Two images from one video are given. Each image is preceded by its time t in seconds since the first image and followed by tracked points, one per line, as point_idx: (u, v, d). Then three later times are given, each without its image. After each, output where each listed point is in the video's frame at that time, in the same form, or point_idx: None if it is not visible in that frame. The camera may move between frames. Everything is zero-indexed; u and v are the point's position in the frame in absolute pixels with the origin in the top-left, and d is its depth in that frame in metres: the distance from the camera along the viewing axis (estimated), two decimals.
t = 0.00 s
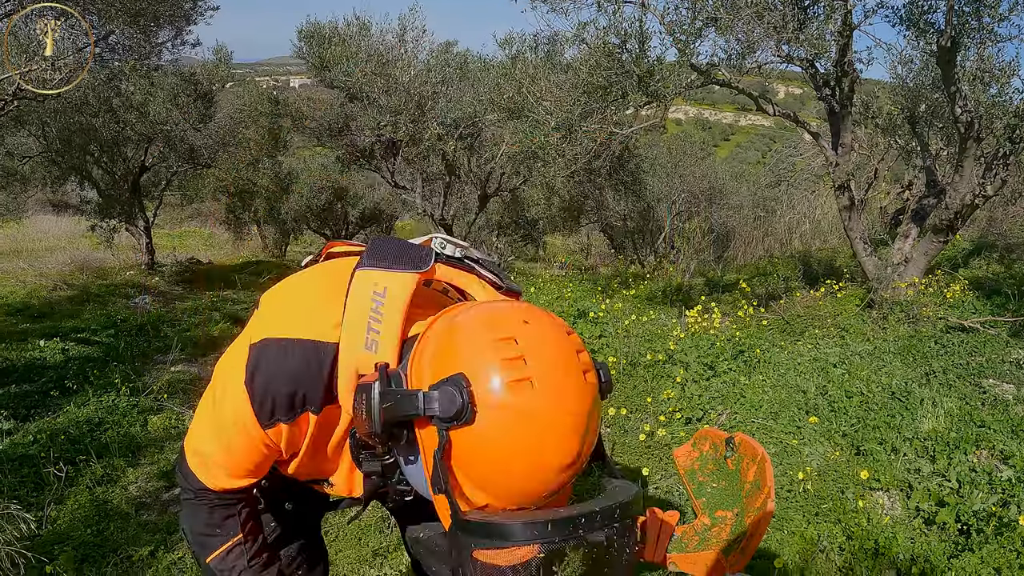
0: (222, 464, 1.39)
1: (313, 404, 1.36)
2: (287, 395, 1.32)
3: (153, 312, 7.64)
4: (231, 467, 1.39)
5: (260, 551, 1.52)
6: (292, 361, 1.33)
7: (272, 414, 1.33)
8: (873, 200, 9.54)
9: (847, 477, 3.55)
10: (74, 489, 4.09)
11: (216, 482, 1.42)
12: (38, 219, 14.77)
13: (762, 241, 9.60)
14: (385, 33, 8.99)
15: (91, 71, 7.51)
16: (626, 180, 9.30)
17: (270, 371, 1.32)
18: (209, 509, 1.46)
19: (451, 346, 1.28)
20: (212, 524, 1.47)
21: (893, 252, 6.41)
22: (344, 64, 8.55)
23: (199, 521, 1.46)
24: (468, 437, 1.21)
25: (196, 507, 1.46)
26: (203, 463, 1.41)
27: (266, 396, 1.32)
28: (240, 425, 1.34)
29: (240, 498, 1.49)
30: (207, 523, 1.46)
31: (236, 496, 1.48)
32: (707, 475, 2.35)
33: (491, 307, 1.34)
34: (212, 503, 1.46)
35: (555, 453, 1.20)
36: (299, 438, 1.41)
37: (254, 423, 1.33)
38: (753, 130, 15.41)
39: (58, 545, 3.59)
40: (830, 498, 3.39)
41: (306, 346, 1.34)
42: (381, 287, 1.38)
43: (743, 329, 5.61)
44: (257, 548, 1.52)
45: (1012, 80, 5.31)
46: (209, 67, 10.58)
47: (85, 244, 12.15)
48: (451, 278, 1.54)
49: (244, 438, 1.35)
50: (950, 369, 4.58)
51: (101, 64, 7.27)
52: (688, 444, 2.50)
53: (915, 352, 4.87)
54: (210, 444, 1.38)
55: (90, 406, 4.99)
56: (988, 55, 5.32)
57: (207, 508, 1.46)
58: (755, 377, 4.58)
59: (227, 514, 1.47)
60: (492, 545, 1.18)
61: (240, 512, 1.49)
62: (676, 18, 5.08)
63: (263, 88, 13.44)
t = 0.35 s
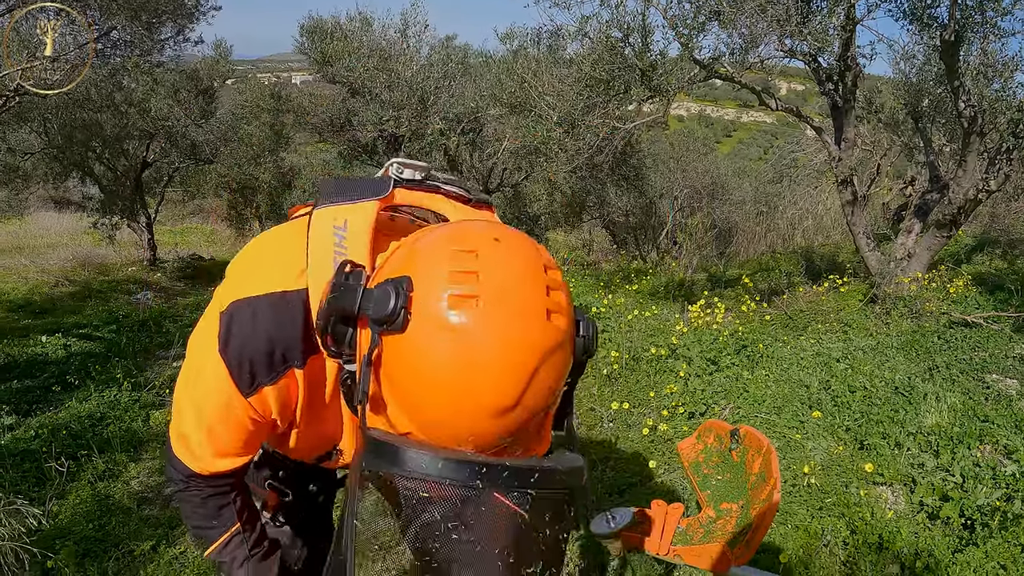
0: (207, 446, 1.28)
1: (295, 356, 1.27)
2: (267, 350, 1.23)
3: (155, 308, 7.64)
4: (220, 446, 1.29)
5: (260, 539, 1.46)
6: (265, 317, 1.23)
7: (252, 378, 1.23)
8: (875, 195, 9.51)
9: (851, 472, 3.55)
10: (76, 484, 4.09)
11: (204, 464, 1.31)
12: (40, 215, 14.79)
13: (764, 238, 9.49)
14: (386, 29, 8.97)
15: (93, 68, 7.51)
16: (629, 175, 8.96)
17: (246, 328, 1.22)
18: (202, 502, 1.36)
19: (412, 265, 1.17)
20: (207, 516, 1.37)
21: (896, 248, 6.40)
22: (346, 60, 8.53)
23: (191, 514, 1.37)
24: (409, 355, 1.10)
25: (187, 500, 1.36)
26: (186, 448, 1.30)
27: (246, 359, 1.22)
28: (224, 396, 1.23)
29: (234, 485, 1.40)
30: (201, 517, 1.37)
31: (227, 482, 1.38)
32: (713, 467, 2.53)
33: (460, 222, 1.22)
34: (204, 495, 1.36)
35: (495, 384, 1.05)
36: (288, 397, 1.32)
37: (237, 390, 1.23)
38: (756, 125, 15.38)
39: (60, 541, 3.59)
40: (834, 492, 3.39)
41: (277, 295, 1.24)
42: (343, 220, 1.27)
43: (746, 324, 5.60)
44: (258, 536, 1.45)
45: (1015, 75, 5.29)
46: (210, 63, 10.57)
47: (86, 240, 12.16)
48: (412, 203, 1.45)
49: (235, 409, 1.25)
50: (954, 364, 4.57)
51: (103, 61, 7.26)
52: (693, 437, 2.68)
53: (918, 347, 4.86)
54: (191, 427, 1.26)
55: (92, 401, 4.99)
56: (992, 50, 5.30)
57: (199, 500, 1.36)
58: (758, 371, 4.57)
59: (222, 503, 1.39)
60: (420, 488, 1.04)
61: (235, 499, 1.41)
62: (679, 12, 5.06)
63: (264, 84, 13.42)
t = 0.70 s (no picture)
0: (202, 328, 1.27)
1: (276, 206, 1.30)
2: (247, 204, 1.28)
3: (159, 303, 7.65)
4: (214, 322, 1.28)
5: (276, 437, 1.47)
6: (235, 177, 1.30)
7: (230, 232, 1.26)
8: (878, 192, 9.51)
9: (854, 466, 3.55)
10: (81, 479, 4.11)
11: (202, 359, 1.30)
12: (43, 212, 14.80)
13: (768, 233, 9.59)
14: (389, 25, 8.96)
15: (96, 65, 7.53)
16: (632, 169, 9.05)
17: (221, 193, 1.28)
18: (207, 404, 1.36)
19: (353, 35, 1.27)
20: (214, 420, 1.38)
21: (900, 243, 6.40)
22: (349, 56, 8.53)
23: (199, 421, 1.37)
24: (350, 78, 1.15)
25: (192, 406, 1.36)
26: (181, 345, 1.30)
27: (221, 216, 1.26)
28: (208, 263, 1.25)
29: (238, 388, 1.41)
30: (208, 418, 1.37)
31: (230, 386, 1.40)
32: (718, 459, 2.53)
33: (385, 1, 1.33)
34: (208, 395, 1.37)
35: (437, 77, 1.11)
36: (276, 258, 1.33)
37: (220, 251, 1.26)
38: (759, 121, 15.38)
39: (65, 535, 3.61)
40: (837, 486, 3.40)
41: (248, 158, 1.33)
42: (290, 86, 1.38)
43: (749, 319, 5.60)
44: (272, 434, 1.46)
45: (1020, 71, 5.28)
46: (213, 59, 10.57)
47: (90, 236, 12.17)
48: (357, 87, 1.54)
49: (221, 275, 1.26)
50: (957, 359, 4.57)
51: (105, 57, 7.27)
52: (698, 429, 2.61)
53: (922, 342, 4.86)
54: (179, 310, 1.26)
55: (97, 397, 5.01)
56: (996, 45, 5.29)
57: (203, 404, 1.37)
58: (762, 366, 4.58)
59: (230, 403, 1.40)
60: (366, 155, 1.09)
61: (242, 399, 1.42)
62: (683, 7, 5.05)
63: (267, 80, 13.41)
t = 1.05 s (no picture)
0: (200, 284, 1.37)
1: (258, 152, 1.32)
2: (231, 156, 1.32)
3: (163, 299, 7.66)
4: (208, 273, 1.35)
5: (287, 382, 1.55)
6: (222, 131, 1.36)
7: (218, 182, 1.32)
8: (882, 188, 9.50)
9: (858, 462, 3.56)
10: (86, 474, 4.13)
11: (204, 314, 1.40)
12: (46, 208, 14.82)
13: (771, 230, 9.58)
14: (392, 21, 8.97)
15: (100, 61, 7.55)
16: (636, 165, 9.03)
17: (208, 148, 1.33)
18: (218, 358, 1.46)
19: None
20: (227, 372, 1.48)
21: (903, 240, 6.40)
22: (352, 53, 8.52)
23: (212, 376, 1.47)
24: None
25: (203, 362, 1.46)
26: (185, 303, 1.40)
27: (209, 169, 1.32)
28: (202, 218, 1.32)
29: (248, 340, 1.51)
30: (220, 371, 1.47)
31: (236, 339, 1.48)
32: (723, 453, 2.59)
33: None
34: (219, 349, 1.46)
35: None
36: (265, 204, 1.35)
37: (209, 201, 1.32)
38: (762, 117, 15.36)
39: (70, 530, 3.62)
40: (841, 482, 3.41)
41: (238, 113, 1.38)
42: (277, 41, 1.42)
43: (753, 315, 5.60)
44: (282, 379, 1.54)
45: None
46: (217, 55, 10.58)
47: (93, 233, 12.18)
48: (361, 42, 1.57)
49: (213, 226, 1.33)
50: (960, 356, 4.57)
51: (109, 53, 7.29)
52: (703, 423, 2.74)
53: (925, 339, 4.87)
54: (182, 266, 1.36)
55: (101, 392, 5.03)
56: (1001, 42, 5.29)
57: (214, 358, 1.46)
58: (765, 362, 4.58)
59: (239, 355, 1.48)
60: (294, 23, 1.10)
61: (251, 349, 1.50)
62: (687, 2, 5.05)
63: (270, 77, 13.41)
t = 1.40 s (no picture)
0: (207, 238, 1.39)
1: (262, 103, 1.38)
2: (237, 110, 1.38)
3: (168, 294, 7.67)
4: (214, 224, 1.38)
5: (288, 335, 1.52)
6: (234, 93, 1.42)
7: (223, 132, 1.36)
8: (887, 184, 9.48)
9: (864, 457, 3.56)
10: (93, 469, 4.15)
11: (202, 270, 1.41)
12: (51, 204, 14.84)
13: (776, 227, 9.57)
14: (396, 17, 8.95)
15: (106, 56, 7.57)
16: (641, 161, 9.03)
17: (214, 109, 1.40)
18: (219, 316, 1.45)
19: None
20: (228, 330, 1.46)
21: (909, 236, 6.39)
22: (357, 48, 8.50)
23: (215, 335, 1.46)
24: None
25: (206, 321, 1.45)
26: (191, 263, 1.43)
27: (217, 125, 1.37)
28: (207, 170, 1.36)
29: (250, 299, 1.49)
30: (223, 328, 1.45)
31: (237, 297, 1.47)
32: (731, 448, 2.56)
33: None
34: (220, 307, 1.45)
35: None
36: (268, 150, 1.37)
37: (215, 150, 1.36)
38: (766, 112, 15.33)
39: (78, 525, 3.64)
40: (847, 477, 3.41)
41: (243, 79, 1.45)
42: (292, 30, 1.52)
43: (759, 311, 5.61)
44: (282, 332, 1.50)
45: None
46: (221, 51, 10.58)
47: (99, 228, 12.20)
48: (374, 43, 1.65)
49: (217, 176, 1.36)
50: (966, 352, 4.57)
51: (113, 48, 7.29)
52: (710, 418, 2.66)
53: (931, 335, 4.86)
54: (193, 223, 1.40)
55: (108, 387, 5.05)
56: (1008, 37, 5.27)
57: (216, 315, 1.45)
58: (771, 358, 4.58)
59: (240, 312, 1.47)
60: None
61: (253, 307, 1.49)
62: None
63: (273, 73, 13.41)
